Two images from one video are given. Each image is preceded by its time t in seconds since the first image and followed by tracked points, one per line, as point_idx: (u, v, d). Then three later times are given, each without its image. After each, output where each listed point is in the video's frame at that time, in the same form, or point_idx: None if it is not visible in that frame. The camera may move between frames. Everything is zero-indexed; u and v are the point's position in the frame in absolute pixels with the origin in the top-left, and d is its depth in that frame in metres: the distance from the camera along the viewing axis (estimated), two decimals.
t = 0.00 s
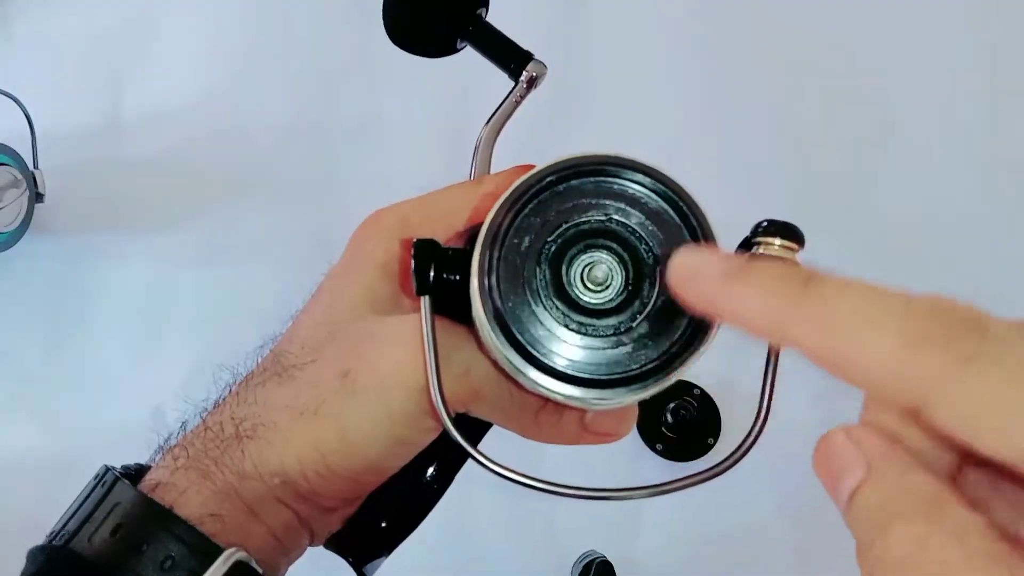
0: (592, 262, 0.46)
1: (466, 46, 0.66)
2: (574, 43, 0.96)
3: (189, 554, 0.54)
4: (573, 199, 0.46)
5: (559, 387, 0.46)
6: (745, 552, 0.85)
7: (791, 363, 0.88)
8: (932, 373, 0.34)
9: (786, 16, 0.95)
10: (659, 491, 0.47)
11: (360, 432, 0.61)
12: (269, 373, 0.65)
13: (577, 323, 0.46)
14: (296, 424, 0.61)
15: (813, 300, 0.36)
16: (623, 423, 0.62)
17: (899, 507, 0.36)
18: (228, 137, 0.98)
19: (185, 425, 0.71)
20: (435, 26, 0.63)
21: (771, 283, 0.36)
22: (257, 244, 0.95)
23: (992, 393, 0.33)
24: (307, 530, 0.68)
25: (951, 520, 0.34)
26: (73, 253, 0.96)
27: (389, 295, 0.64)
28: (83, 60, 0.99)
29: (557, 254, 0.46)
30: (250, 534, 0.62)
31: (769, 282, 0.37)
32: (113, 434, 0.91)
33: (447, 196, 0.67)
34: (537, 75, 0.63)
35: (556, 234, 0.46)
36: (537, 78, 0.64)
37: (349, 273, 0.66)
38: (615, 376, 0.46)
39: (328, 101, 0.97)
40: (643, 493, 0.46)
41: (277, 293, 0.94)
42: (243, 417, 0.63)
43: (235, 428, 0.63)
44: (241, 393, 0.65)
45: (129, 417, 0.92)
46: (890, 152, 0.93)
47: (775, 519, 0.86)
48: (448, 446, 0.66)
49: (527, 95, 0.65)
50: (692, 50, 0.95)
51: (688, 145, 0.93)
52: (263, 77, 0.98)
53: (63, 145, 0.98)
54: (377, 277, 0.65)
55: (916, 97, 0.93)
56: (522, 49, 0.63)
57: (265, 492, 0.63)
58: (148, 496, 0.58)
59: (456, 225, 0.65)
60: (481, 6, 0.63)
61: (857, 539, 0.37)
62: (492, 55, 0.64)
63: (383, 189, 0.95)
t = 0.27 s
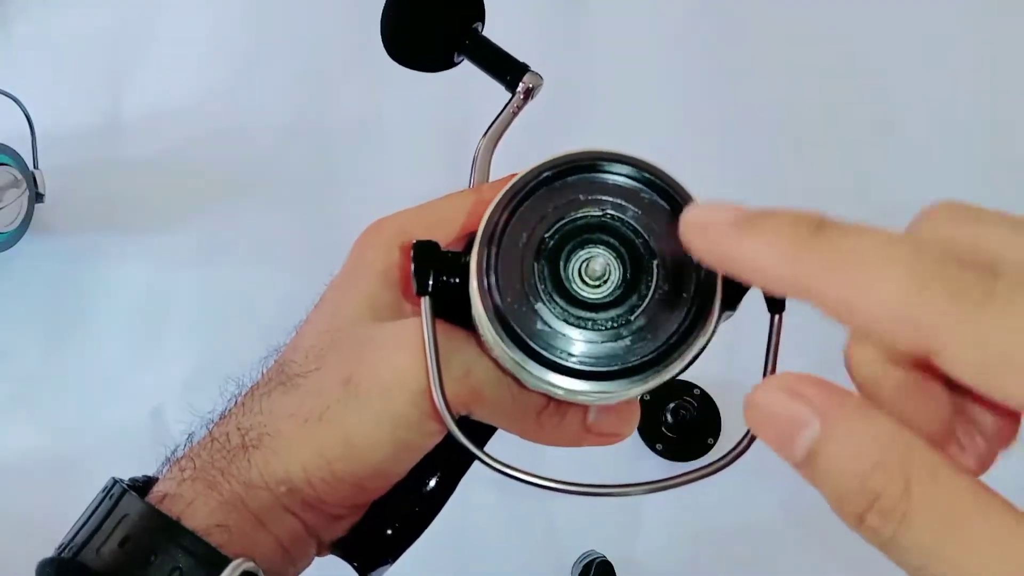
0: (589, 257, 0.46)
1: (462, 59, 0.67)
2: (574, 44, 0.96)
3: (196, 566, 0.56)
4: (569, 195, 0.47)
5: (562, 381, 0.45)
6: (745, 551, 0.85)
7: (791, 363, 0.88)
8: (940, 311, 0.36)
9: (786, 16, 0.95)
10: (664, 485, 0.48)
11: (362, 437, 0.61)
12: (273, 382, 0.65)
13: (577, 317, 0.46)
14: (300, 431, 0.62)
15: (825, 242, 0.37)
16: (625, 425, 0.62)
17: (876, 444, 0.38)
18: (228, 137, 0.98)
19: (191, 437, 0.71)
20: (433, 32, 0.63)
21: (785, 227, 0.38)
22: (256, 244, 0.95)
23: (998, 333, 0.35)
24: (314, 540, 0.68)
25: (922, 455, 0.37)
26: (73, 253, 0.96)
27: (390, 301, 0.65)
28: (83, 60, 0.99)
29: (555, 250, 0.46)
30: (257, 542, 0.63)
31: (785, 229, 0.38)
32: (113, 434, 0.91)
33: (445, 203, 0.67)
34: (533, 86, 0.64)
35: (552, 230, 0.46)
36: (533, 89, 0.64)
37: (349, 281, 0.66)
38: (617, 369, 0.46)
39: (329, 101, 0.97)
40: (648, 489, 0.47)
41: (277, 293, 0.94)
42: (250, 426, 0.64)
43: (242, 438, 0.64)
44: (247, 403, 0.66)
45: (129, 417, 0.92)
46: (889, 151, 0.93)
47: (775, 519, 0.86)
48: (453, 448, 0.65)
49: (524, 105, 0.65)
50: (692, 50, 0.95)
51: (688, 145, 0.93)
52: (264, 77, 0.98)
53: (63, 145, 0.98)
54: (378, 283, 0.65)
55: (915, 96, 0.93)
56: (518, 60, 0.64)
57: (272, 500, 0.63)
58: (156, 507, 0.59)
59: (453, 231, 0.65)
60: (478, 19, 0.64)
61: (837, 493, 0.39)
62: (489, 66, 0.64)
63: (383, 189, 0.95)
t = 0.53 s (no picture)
0: (597, 261, 0.46)
1: (464, 65, 0.66)
2: (575, 43, 0.96)
3: (206, 571, 0.57)
4: (577, 199, 0.47)
5: (570, 383, 0.46)
6: (744, 551, 0.85)
7: (791, 363, 0.88)
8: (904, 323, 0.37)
9: (786, 16, 0.95)
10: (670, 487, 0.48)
11: (371, 442, 0.60)
12: (280, 387, 0.65)
13: (585, 320, 0.46)
14: (308, 436, 0.62)
15: (794, 274, 0.39)
16: (631, 427, 0.62)
17: (851, 450, 0.39)
18: (228, 137, 0.98)
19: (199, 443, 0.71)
20: (434, 34, 0.62)
21: (754, 261, 0.39)
22: (257, 244, 0.95)
23: (961, 342, 0.36)
24: (321, 543, 0.68)
25: (900, 462, 0.39)
26: (73, 253, 0.96)
27: (396, 304, 0.65)
28: (83, 60, 0.99)
29: (563, 255, 0.46)
30: (265, 546, 0.64)
31: (749, 270, 0.39)
32: (114, 434, 0.91)
33: (451, 207, 0.67)
34: (536, 91, 0.64)
35: (560, 234, 0.46)
36: (536, 94, 0.64)
37: (355, 285, 0.66)
38: (625, 373, 0.46)
39: (329, 101, 0.97)
40: (655, 491, 0.47)
41: (276, 293, 0.94)
42: (257, 431, 0.64)
43: (250, 443, 0.64)
44: (255, 408, 0.65)
45: (129, 417, 0.92)
46: (889, 151, 0.93)
47: (775, 519, 0.86)
48: (461, 450, 0.64)
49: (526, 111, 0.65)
50: (693, 50, 0.95)
51: (688, 145, 0.93)
52: (264, 77, 0.98)
53: (63, 145, 0.98)
54: (384, 287, 0.65)
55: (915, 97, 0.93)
56: (520, 66, 0.64)
57: (280, 505, 0.63)
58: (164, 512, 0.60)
59: (461, 234, 0.65)
60: (480, 25, 0.64)
61: (819, 496, 0.40)
62: (491, 73, 0.64)
63: (383, 189, 0.95)
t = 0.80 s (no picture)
0: (605, 264, 0.46)
1: (466, 66, 0.67)
2: (576, 43, 0.96)
3: (210, 575, 0.57)
4: (586, 202, 0.47)
5: (578, 386, 0.46)
6: (744, 551, 0.85)
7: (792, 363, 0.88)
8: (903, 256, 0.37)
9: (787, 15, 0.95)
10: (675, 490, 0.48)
11: (378, 445, 0.61)
12: (285, 390, 0.65)
13: (593, 323, 0.46)
14: (314, 438, 0.61)
15: (793, 195, 0.38)
16: (635, 428, 0.62)
17: (839, 413, 0.38)
18: (228, 137, 0.98)
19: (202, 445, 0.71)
20: (436, 34, 0.62)
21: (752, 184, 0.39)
22: (257, 244, 0.95)
23: (958, 282, 0.37)
24: (325, 546, 0.68)
25: (890, 421, 0.39)
26: (73, 252, 0.96)
27: (400, 307, 0.65)
28: (83, 59, 0.99)
29: (572, 258, 0.46)
30: (269, 550, 0.64)
31: (747, 187, 0.39)
32: (114, 434, 0.91)
33: (457, 207, 0.67)
34: (538, 92, 0.64)
35: (569, 237, 0.46)
36: (539, 94, 0.64)
37: (359, 288, 0.66)
38: (633, 376, 0.46)
39: (329, 100, 0.97)
40: (662, 494, 0.47)
41: (276, 292, 0.94)
42: (263, 434, 0.64)
43: (255, 446, 0.64)
44: (259, 410, 0.65)
45: (130, 416, 0.92)
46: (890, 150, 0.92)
47: (775, 518, 0.86)
48: (466, 454, 0.63)
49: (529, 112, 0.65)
50: (693, 50, 0.95)
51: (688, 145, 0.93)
52: (264, 77, 0.98)
53: (64, 145, 0.98)
54: (389, 290, 0.65)
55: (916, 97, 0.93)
56: (522, 66, 0.64)
57: (285, 508, 0.63)
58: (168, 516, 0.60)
59: (469, 235, 0.65)
60: (481, 25, 0.64)
61: (804, 459, 0.39)
62: (492, 73, 0.64)
63: (383, 190, 0.95)
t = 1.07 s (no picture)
0: (600, 261, 0.46)
1: (463, 67, 0.67)
2: (576, 44, 0.96)
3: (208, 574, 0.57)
4: (580, 200, 0.47)
5: (574, 382, 0.45)
6: (745, 550, 0.85)
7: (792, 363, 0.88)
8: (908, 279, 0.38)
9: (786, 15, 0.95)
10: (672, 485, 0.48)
11: (374, 445, 0.60)
12: (283, 389, 0.65)
13: (588, 319, 0.46)
14: (312, 437, 0.61)
15: (802, 220, 0.39)
16: (631, 424, 0.62)
17: (848, 419, 0.39)
18: (228, 137, 0.98)
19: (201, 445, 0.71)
20: (433, 34, 0.62)
21: (764, 208, 0.39)
22: (257, 244, 0.95)
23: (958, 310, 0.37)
24: (323, 545, 0.68)
25: (900, 431, 0.39)
26: (73, 253, 0.96)
27: (397, 305, 0.64)
28: (83, 60, 0.99)
29: (567, 255, 0.46)
30: (267, 548, 0.64)
31: (757, 209, 0.39)
32: (114, 434, 0.91)
33: (454, 206, 0.67)
34: (533, 92, 0.64)
35: (563, 235, 0.47)
36: (534, 95, 0.65)
37: (356, 287, 0.66)
38: (629, 372, 0.46)
39: (329, 100, 0.97)
40: (657, 489, 0.47)
41: (276, 292, 0.94)
42: (261, 433, 0.64)
43: (253, 445, 0.64)
44: (257, 410, 0.66)
45: (130, 416, 0.92)
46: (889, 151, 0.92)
47: (775, 518, 0.86)
48: (463, 451, 0.63)
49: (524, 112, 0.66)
50: (692, 50, 0.95)
51: (688, 145, 0.93)
52: (264, 77, 0.98)
53: (64, 145, 0.98)
54: (385, 289, 0.65)
55: (916, 97, 0.93)
56: (518, 68, 0.64)
57: (282, 506, 0.63)
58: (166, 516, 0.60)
59: (463, 235, 0.64)
60: (479, 26, 0.64)
61: (811, 465, 0.40)
62: (489, 74, 0.64)
63: (383, 190, 0.95)
